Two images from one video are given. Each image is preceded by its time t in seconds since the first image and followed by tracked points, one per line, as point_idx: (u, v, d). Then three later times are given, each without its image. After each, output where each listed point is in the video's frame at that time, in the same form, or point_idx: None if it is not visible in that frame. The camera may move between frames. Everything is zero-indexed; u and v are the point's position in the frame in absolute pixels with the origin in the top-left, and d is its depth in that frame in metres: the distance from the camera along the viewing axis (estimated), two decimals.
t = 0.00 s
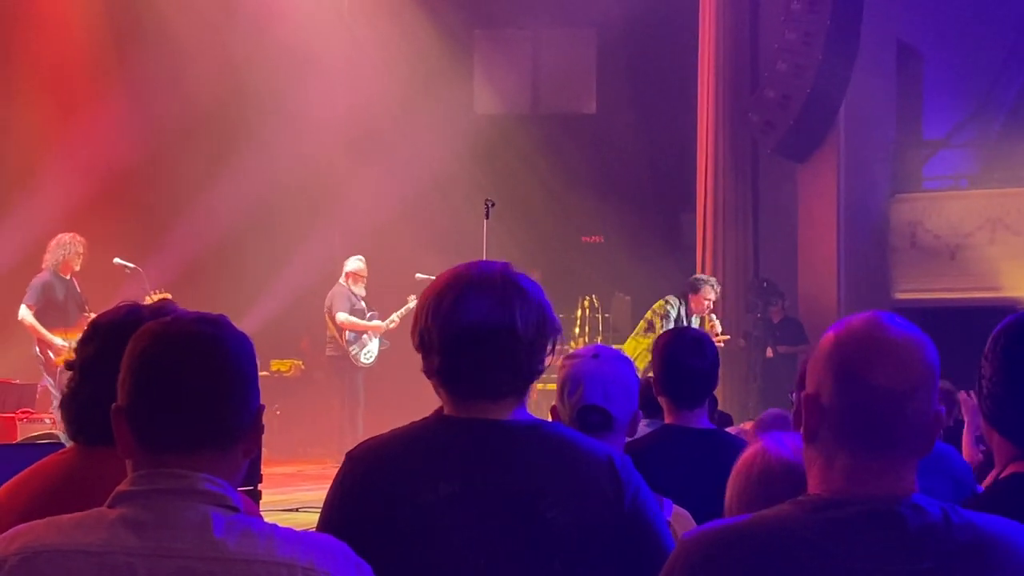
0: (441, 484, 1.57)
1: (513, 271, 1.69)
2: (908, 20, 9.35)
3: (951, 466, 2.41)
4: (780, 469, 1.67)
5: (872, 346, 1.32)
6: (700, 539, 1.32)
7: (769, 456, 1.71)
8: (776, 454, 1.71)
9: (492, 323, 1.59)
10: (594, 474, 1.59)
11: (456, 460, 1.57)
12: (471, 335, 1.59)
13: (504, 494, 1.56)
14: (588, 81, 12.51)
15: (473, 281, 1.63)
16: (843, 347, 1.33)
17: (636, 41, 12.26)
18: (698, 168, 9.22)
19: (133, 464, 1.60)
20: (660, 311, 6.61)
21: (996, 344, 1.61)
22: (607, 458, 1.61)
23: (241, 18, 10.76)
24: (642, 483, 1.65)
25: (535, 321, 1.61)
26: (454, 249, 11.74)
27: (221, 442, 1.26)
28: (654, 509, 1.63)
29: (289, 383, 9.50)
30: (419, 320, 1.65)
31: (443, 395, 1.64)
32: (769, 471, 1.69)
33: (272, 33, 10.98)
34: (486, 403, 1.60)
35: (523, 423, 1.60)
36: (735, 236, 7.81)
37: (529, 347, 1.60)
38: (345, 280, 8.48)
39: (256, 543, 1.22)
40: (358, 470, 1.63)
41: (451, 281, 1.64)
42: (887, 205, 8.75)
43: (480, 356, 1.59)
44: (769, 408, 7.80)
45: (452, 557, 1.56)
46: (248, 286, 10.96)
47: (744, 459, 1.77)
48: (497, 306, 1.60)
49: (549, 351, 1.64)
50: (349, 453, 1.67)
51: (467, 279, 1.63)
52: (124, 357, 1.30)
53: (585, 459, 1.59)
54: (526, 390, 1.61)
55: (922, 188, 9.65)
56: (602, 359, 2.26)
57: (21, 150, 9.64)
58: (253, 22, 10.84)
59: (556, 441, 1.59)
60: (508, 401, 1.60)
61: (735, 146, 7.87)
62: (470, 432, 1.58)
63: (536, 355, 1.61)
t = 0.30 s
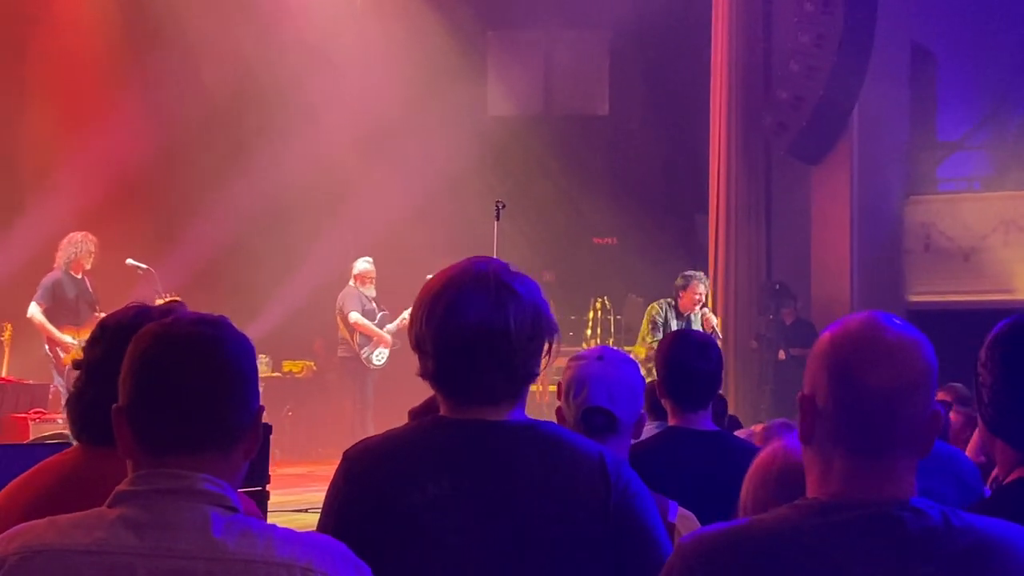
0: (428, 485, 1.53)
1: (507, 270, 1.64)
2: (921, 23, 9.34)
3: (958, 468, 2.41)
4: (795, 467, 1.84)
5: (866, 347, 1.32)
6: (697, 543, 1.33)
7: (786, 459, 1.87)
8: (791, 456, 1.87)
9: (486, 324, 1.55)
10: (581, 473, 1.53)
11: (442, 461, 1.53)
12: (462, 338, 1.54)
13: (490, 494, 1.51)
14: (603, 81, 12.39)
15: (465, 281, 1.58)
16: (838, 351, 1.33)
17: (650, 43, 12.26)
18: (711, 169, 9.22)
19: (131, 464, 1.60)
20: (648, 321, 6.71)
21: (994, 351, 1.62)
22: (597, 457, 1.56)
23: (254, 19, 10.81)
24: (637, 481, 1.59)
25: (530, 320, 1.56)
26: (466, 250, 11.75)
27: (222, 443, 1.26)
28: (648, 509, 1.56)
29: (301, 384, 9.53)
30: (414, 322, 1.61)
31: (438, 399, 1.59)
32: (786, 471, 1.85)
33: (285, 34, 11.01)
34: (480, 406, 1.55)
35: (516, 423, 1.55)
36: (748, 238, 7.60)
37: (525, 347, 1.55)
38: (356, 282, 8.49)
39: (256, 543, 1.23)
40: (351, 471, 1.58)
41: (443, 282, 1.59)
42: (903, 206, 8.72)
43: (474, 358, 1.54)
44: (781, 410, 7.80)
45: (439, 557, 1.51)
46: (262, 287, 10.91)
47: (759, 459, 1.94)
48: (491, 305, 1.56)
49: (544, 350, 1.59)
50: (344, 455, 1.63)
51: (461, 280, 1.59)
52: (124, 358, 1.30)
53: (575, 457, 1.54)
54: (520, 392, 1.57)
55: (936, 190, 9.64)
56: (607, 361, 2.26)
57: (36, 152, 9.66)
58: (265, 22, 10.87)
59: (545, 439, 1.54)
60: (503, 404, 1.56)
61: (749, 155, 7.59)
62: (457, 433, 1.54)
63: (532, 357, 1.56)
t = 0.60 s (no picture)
0: (412, 487, 1.50)
1: (494, 269, 1.61)
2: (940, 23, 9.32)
3: (969, 471, 2.40)
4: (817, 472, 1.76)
5: (880, 348, 1.33)
6: (703, 546, 1.34)
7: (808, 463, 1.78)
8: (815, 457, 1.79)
9: (467, 325, 1.51)
10: (564, 471, 1.50)
11: (427, 464, 1.50)
12: (446, 340, 1.51)
13: (474, 494, 1.48)
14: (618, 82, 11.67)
15: (445, 283, 1.55)
16: (847, 356, 1.34)
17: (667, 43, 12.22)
18: (728, 170, 9.22)
19: (133, 465, 1.61)
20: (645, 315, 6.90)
21: (992, 360, 1.62)
22: (582, 455, 1.52)
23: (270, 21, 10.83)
24: (625, 478, 1.55)
25: (512, 319, 1.52)
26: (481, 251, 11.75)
27: (225, 444, 1.27)
28: (636, 502, 1.52)
29: (316, 384, 9.56)
30: (400, 325, 1.58)
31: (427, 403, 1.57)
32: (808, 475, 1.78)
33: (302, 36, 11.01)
34: (469, 407, 1.52)
35: (505, 422, 1.52)
36: (764, 239, 7.60)
37: (508, 346, 1.52)
38: (371, 283, 8.54)
39: (255, 544, 1.23)
40: (346, 476, 1.56)
41: (426, 284, 1.56)
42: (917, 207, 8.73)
43: (458, 362, 1.51)
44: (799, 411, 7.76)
45: (423, 560, 1.49)
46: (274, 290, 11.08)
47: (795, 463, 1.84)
48: (471, 306, 1.52)
49: (531, 346, 1.55)
50: (338, 457, 1.61)
51: (442, 280, 1.55)
52: (126, 361, 1.30)
53: (556, 456, 1.50)
54: (509, 392, 1.54)
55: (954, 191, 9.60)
56: (616, 363, 2.26)
57: (47, 153, 10.00)
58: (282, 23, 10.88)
59: (526, 437, 1.51)
60: (492, 404, 1.53)
61: (764, 149, 7.62)
62: (443, 436, 1.51)
63: (517, 356, 1.53)
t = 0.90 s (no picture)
0: (403, 489, 1.51)
1: (475, 266, 1.60)
2: (957, 24, 9.30)
3: (982, 471, 2.39)
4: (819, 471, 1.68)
5: (895, 353, 1.31)
6: (709, 547, 1.34)
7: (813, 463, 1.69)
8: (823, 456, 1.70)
9: (441, 325, 1.51)
10: (558, 465, 1.49)
11: (419, 463, 1.51)
12: (422, 340, 1.52)
13: (467, 491, 1.48)
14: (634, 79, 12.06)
15: (420, 284, 1.55)
16: (860, 357, 1.32)
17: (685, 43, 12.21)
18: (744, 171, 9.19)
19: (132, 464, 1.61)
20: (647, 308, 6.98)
21: (1001, 355, 1.61)
22: (570, 445, 1.52)
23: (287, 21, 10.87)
24: (617, 469, 1.54)
25: (488, 316, 1.52)
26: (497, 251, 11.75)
27: (225, 442, 1.26)
28: (636, 497, 1.52)
29: (332, 383, 9.58)
30: (382, 328, 1.59)
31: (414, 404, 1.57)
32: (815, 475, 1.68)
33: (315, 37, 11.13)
34: (454, 405, 1.52)
35: (501, 419, 1.52)
36: (780, 246, 7.46)
37: (485, 344, 1.51)
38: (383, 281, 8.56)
39: (255, 541, 1.23)
40: (345, 477, 1.57)
41: (404, 287, 1.57)
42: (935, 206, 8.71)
43: (436, 363, 1.51)
44: (814, 412, 7.73)
45: (415, 561, 1.49)
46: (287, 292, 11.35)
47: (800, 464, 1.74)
48: (446, 306, 1.52)
49: (511, 342, 1.55)
50: (339, 457, 1.62)
51: (419, 281, 1.55)
52: (128, 359, 1.31)
53: (544, 448, 1.50)
54: (494, 388, 1.53)
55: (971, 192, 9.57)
56: (625, 363, 2.26)
57: (61, 155, 10.01)
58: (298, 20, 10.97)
59: (515, 431, 1.51)
60: (478, 400, 1.53)
61: (781, 156, 7.52)
62: (435, 434, 1.52)
63: (496, 353, 1.52)
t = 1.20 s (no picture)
0: (408, 487, 1.52)
1: (490, 263, 1.60)
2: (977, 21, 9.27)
3: (994, 468, 2.38)
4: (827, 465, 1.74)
5: (908, 350, 1.30)
6: (715, 545, 1.33)
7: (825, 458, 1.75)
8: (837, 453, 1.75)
9: (452, 320, 1.51)
10: (565, 464, 1.49)
11: (425, 462, 1.51)
12: (433, 335, 1.52)
13: (474, 490, 1.48)
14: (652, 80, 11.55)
15: (434, 280, 1.55)
16: (875, 354, 1.31)
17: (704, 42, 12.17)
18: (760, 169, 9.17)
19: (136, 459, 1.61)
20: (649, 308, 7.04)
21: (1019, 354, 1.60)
22: (576, 442, 1.51)
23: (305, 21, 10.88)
24: (626, 464, 1.53)
25: (498, 314, 1.52)
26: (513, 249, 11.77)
27: (231, 436, 1.27)
28: (646, 494, 1.51)
29: (348, 382, 9.60)
30: (395, 321, 1.59)
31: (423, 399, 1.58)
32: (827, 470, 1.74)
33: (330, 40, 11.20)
34: (463, 401, 1.53)
35: (508, 416, 1.52)
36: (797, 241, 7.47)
37: (495, 341, 1.51)
38: (400, 279, 8.58)
39: (259, 537, 1.23)
40: (351, 473, 1.58)
41: (418, 281, 1.57)
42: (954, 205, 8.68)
43: (446, 358, 1.52)
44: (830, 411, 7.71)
45: (421, 559, 1.49)
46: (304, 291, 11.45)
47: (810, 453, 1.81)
48: (456, 301, 1.52)
49: (522, 340, 1.55)
50: (346, 453, 1.62)
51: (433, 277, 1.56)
52: (133, 356, 1.31)
53: (550, 446, 1.50)
54: (503, 385, 1.53)
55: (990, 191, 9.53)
56: (635, 360, 2.25)
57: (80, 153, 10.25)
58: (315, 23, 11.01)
59: (524, 428, 1.51)
60: (486, 398, 1.53)
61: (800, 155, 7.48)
62: (444, 430, 1.52)
63: (506, 350, 1.52)
